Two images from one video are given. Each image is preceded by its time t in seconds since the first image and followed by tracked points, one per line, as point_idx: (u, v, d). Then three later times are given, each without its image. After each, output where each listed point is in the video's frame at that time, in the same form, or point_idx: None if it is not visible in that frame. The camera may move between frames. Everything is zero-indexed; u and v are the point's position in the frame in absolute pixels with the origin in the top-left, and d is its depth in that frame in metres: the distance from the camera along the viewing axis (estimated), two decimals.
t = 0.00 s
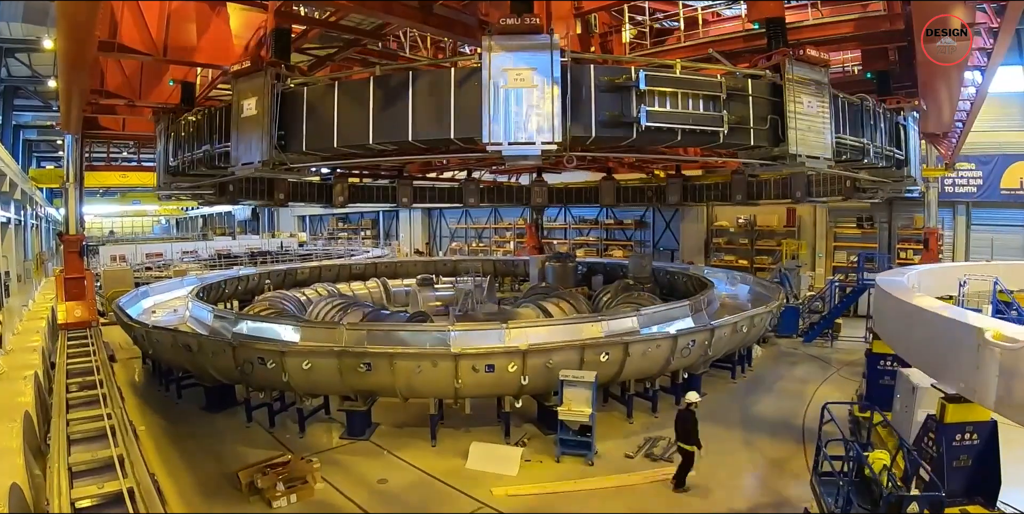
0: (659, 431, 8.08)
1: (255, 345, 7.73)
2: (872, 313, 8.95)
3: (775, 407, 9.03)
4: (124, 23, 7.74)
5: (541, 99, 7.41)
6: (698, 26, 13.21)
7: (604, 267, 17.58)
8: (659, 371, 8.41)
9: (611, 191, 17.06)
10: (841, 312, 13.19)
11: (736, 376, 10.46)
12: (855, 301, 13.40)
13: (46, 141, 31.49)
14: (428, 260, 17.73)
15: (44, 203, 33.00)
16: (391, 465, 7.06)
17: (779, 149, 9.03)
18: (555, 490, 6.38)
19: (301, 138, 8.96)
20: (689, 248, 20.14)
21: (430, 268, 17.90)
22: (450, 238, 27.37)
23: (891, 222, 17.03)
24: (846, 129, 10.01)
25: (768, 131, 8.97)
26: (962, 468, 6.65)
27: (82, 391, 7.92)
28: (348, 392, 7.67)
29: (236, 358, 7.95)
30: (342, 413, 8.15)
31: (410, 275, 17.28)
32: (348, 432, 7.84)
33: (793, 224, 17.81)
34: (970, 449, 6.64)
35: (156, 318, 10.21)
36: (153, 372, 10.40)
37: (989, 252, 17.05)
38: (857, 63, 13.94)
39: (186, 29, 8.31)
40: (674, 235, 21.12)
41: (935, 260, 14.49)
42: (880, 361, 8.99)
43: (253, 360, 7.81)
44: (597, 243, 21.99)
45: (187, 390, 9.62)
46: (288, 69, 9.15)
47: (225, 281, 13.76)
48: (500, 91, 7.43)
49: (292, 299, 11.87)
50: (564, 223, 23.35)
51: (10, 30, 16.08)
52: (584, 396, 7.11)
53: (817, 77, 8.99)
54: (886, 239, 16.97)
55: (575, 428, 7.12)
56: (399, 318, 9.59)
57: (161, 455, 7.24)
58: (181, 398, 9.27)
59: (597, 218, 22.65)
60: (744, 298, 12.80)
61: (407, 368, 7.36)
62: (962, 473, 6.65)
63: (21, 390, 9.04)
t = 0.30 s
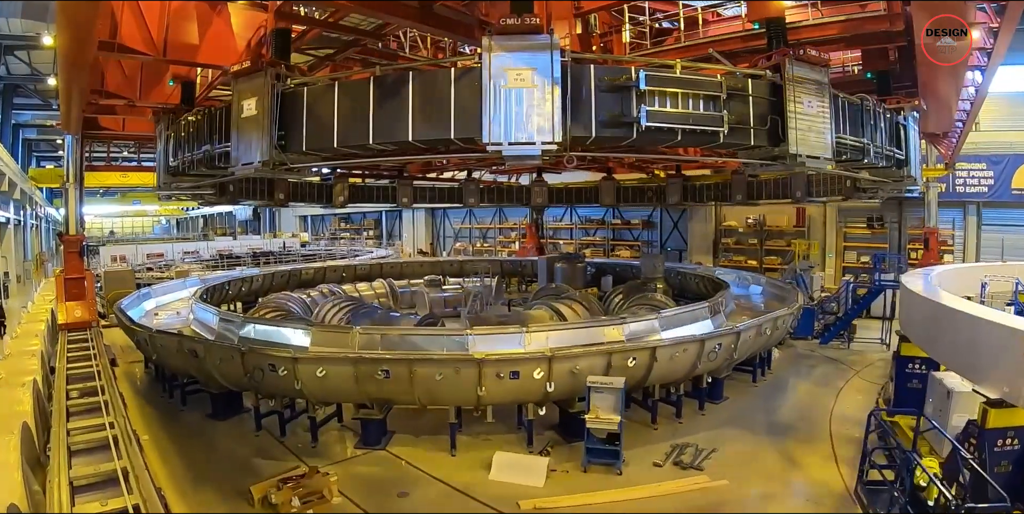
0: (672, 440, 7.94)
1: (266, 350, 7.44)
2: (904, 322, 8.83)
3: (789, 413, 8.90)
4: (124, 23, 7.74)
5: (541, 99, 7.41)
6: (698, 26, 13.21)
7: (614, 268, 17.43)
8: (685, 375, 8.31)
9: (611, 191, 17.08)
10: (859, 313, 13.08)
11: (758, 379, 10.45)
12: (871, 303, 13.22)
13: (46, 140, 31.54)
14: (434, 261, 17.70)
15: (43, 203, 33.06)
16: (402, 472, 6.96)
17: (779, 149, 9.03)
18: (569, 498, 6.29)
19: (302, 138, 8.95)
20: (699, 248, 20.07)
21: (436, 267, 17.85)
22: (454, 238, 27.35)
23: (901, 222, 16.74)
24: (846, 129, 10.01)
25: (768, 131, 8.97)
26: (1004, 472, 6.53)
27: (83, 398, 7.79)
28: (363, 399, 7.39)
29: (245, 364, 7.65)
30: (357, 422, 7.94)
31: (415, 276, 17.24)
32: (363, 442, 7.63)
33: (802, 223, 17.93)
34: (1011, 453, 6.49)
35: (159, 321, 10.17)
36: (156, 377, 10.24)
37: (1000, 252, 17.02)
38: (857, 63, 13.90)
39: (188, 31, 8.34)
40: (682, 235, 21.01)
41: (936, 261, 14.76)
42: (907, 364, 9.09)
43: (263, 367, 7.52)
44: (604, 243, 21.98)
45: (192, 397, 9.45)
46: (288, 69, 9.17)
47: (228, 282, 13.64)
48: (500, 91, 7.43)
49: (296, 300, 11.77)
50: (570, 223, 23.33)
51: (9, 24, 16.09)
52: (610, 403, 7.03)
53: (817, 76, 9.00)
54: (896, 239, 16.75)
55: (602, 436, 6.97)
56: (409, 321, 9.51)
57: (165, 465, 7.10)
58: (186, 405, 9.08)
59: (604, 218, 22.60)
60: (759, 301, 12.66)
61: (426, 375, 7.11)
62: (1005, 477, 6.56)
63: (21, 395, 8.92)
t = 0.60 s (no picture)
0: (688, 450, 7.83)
1: (280, 357, 7.25)
2: (936, 329, 8.77)
3: (799, 419, 8.84)
4: (125, 22, 7.86)
5: (541, 99, 7.41)
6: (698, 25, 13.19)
7: (623, 268, 17.25)
8: (714, 377, 8.23)
9: (610, 191, 17.13)
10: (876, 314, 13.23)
11: (780, 383, 10.48)
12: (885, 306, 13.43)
13: (45, 139, 31.59)
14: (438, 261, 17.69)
15: (43, 203, 33.08)
16: (412, 481, 6.91)
17: (779, 149, 9.05)
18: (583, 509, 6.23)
19: (301, 139, 8.96)
20: (706, 247, 20.02)
21: (441, 267, 17.79)
22: (457, 237, 27.33)
23: (910, 221, 16.93)
24: (846, 130, 10.03)
25: (767, 131, 8.97)
26: None
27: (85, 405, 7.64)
28: (379, 407, 7.26)
29: (256, 371, 7.49)
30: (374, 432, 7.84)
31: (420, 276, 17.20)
32: (380, 452, 7.57)
33: (812, 224, 17.70)
34: None
35: (160, 322, 10.16)
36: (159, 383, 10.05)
37: (1010, 253, 17.02)
38: (857, 62, 13.89)
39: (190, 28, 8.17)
40: (689, 235, 21.01)
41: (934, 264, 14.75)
42: (936, 367, 9.02)
43: (276, 373, 7.37)
44: (610, 243, 21.95)
45: (197, 404, 9.29)
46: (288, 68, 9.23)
47: (231, 283, 13.45)
48: (500, 91, 7.42)
49: (302, 300, 11.66)
50: (576, 223, 23.32)
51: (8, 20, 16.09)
52: (638, 410, 7.04)
53: (817, 76, 9.01)
54: (906, 239, 16.95)
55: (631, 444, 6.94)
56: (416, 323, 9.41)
57: (170, 475, 7.01)
58: (191, 413, 8.92)
59: (611, 218, 22.55)
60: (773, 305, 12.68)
61: (449, 381, 6.97)
62: None
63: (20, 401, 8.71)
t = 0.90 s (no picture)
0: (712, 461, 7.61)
1: (294, 364, 7.15)
2: (968, 331, 8.72)
3: (813, 425, 8.76)
4: (123, 22, 7.84)
5: (541, 99, 7.41)
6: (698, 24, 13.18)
7: (633, 269, 16.81)
8: (742, 382, 8.23)
9: (610, 191, 17.11)
10: (893, 315, 13.31)
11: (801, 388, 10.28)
12: (902, 307, 13.51)
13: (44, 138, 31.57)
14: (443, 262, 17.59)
15: (42, 201, 33.07)
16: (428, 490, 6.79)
17: (779, 149, 9.07)
18: None
19: (301, 139, 8.96)
20: (715, 247, 19.91)
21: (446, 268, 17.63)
22: (461, 237, 27.29)
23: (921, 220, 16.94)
24: (846, 130, 10.03)
25: (767, 131, 8.97)
26: None
27: (85, 413, 7.41)
28: (397, 416, 7.14)
29: (267, 378, 7.40)
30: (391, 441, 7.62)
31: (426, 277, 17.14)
32: (397, 462, 7.36)
33: (822, 223, 17.76)
34: None
35: (161, 325, 10.15)
36: (162, 388, 9.79)
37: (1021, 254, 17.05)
38: (857, 62, 13.88)
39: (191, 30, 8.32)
40: (697, 234, 21.00)
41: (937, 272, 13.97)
42: (965, 369, 9.11)
43: (288, 381, 7.27)
44: (617, 243, 21.83)
45: (201, 411, 9.06)
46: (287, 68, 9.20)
47: (235, 285, 13.30)
48: (500, 90, 7.43)
49: (309, 303, 11.47)
50: (583, 223, 23.30)
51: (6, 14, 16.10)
52: (671, 417, 6.97)
53: (817, 76, 9.02)
54: (917, 237, 16.84)
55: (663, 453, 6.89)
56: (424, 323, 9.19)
57: (171, 484, 6.76)
58: (196, 420, 8.71)
59: (618, 218, 22.48)
60: (785, 304, 12.77)
61: (473, 389, 6.88)
62: None
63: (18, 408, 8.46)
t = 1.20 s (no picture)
0: (751, 468, 7.15)
1: (308, 371, 6.65)
2: (997, 331, 8.47)
3: (830, 423, 8.59)
4: (122, 20, 7.80)
5: (540, 98, 7.43)
6: (698, 24, 13.18)
7: (643, 268, 16.10)
8: (775, 385, 7.80)
9: (610, 191, 17.14)
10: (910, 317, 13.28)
11: (824, 389, 10.02)
12: (919, 309, 13.49)
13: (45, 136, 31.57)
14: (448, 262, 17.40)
15: (42, 202, 33.01)
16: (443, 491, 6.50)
17: (779, 148, 9.07)
18: None
19: (301, 139, 8.96)
20: (723, 247, 19.79)
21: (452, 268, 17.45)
22: (465, 237, 27.23)
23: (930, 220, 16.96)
24: (846, 130, 10.03)
25: (767, 131, 8.96)
26: None
27: (86, 420, 6.88)
28: (420, 425, 6.64)
29: (280, 387, 6.88)
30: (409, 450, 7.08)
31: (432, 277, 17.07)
32: (415, 473, 6.77)
33: (832, 223, 17.71)
34: None
35: (163, 326, 10.12)
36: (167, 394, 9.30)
37: None
38: (857, 62, 13.88)
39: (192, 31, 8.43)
40: (705, 234, 20.93)
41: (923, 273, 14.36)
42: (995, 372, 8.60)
43: (303, 390, 6.75)
44: (624, 242, 21.73)
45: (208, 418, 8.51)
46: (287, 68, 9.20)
47: (240, 285, 13.28)
48: (500, 90, 7.45)
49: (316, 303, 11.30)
50: (590, 222, 23.19)
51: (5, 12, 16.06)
52: (706, 425, 6.56)
53: (817, 77, 9.05)
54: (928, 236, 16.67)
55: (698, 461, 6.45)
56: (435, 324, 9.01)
57: (175, 495, 6.28)
58: (203, 428, 8.13)
59: (625, 218, 22.33)
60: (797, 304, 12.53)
61: (501, 398, 6.36)
62: None
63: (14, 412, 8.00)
